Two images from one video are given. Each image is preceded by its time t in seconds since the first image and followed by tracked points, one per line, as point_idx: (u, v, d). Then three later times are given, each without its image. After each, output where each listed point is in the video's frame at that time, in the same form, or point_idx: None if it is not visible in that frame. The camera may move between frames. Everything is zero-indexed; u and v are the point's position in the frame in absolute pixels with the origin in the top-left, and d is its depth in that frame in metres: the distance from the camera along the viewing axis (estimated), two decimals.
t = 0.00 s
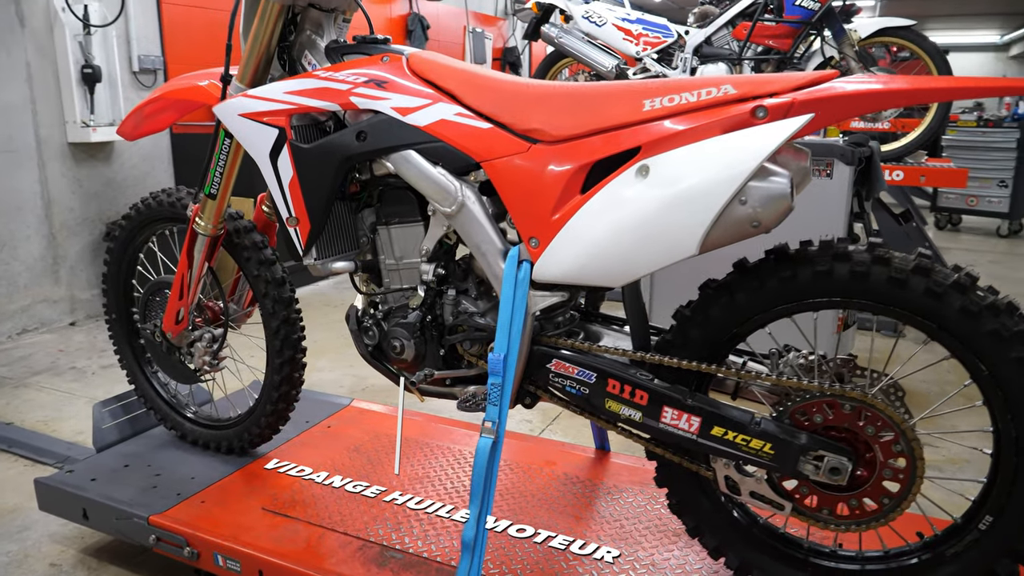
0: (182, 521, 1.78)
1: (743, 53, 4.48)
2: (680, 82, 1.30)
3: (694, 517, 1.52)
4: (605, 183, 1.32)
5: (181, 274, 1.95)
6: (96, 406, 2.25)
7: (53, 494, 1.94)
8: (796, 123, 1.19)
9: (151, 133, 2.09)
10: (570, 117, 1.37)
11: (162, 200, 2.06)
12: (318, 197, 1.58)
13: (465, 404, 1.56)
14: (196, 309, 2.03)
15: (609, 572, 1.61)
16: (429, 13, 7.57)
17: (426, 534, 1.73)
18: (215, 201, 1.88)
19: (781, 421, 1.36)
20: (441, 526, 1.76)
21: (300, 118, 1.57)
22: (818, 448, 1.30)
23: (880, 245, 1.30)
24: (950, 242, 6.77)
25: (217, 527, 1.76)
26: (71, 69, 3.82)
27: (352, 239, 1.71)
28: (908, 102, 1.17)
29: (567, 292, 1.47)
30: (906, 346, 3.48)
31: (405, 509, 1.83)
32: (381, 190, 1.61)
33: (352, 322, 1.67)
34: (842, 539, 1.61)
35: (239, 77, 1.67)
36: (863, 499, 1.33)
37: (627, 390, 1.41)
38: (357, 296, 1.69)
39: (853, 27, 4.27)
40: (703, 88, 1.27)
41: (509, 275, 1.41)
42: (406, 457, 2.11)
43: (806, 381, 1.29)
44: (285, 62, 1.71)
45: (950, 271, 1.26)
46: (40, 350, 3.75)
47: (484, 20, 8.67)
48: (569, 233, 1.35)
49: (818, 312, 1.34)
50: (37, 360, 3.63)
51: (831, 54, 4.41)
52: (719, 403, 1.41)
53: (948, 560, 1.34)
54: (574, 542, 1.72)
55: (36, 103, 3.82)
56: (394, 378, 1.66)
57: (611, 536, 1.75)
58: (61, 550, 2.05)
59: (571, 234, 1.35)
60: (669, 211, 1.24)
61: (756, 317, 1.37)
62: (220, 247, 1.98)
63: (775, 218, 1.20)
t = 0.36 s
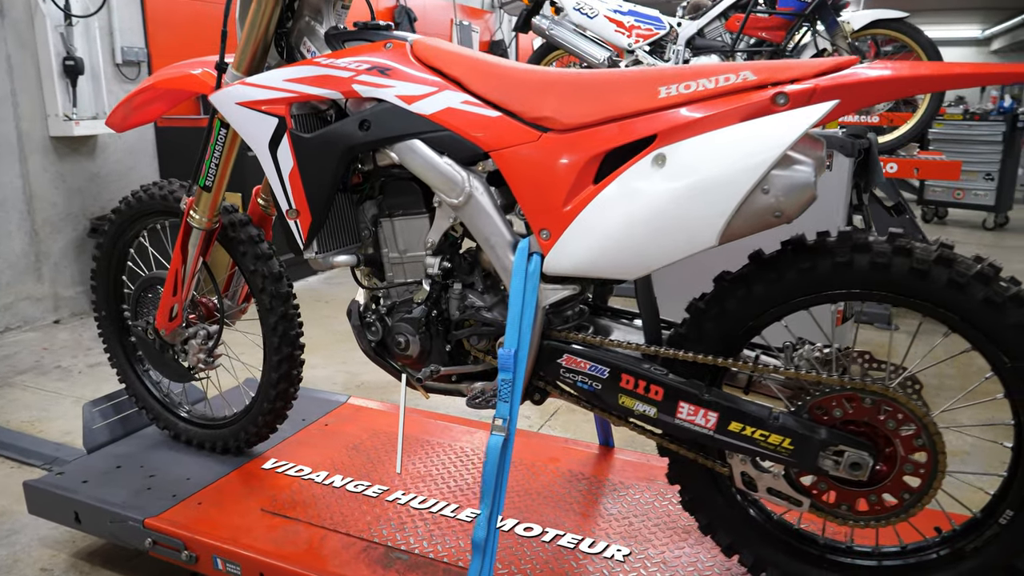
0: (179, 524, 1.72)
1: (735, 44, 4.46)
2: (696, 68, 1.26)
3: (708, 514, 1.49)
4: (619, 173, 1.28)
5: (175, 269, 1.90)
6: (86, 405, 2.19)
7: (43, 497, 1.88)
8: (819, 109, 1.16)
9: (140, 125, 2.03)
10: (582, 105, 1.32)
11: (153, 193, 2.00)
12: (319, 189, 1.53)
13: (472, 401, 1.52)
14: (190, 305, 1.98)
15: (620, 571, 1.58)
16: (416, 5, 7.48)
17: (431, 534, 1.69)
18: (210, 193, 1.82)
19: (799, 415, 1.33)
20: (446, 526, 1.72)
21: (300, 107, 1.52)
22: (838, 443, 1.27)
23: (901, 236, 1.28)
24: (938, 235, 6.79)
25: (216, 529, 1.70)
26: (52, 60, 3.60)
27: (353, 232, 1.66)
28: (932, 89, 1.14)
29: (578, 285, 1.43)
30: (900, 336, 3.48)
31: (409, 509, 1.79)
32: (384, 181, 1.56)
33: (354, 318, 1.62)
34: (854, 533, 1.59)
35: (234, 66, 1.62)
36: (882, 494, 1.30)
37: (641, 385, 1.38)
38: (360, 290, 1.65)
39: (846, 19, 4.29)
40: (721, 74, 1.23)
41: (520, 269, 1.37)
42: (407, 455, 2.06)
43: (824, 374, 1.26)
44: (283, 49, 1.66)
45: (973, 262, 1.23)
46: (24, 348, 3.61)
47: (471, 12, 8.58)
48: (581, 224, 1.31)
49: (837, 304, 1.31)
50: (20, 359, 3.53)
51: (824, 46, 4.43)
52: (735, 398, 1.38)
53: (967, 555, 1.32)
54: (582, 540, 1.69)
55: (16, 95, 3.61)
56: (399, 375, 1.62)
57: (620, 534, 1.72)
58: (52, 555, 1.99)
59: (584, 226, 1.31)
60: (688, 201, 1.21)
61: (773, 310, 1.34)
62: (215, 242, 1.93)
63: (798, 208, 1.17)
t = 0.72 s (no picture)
0: (181, 527, 1.67)
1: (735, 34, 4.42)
2: (721, 53, 1.21)
3: (729, 512, 1.45)
4: (641, 161, 1.23)
5: (173, 263, 1.83)
6: (80, 404, 2.12)
7: (38, 499, 1.82)
8: (851, 94, 1.11)
9: (134, 115, 1.97)
10: (601, 90, 1.27)
11: (150, 185, 1.94)
12: (326, 179, 1.47)
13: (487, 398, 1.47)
14: (188, 300, 1.92)
15: (637, 570, 1.54)
16: None
17: (442, 534, 1.65)
18: (210, 184, 1.76)
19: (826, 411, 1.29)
20: (457, 526, 1.68)
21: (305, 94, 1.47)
22: (868, 439, 1.24)
23: (931, 226, 1.24)
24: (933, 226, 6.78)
25: (220, 532, 1.65)
26: (38, 51, 3.47)
27: (360, 224, 1.60)
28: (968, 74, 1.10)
29: (596, 277, 1.38)
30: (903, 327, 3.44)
31: (418, 510, 1.74)
32: (393, 172, 1.51)
33: (362, 313, 1.57)
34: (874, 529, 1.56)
35: (235, 51, 1.57)
36: (911, 491, 1.27)
37: (663, 380, 1.34)
38: (367, 284, 1.59)
39: (846, 8, 4.24)
40: (748, 58, 1.18)
41: (537, 261, 1.32)
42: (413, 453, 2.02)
43: (853, 368, 1.22)
44: (285, 34, 1.62)
45: (1006, 252, 1.20)
46: (13, 345, 3.53)
47: (464, 3, 8.51)
48: (602, 215, 1.27)
49: (866, 296, 1.27)
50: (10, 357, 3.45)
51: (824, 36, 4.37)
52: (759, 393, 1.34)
53: (997, 552, 1.29)
54: (597, 540, 1.65)
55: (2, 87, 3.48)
56: (407, 371, 1.57)
57: (635, 532, 1.68)
58: (48, 558, 1.93)
59: (604, 216, 1.26)
60: (715, 191, 1.16)
61: (799, 303, 1.30)
62: (215, 235, 1.87)
63: (831, 196, 1.13)
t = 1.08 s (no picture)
0: (184, 531, 1.60)
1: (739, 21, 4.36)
2: (755, 33, 1.14)
3: (756, 513, 1.40)
4: (671, 147, 1.17)
5: (173, 256, 1.77)
6: (76, 403, 2.05)
7: (34, 502, 1.75)
8: (897, 76, 1.05)
9: (129, 102, 1.89)
10: (627, 73, 1.20)
11: (147, 176, 1.87)
12: (335, 167, 1.41)
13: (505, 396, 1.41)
14: (188, 295, 1.85)
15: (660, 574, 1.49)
16: None
17: (456, 537, 1.59)
18: (211, 174, 1.70)
19: (863, 408, 1.24)
20: (471, 528, 1.62)
21: (312, 79, 1.40)
22: (908, 439, 1.18)
23: (976, 214, 1.18)
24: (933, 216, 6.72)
25: (225, 536, 1.59)
26: (29, 39, 3.35)
27: (369, 215, 1.53)
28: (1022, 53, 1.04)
29: (620, 269, 1.32)
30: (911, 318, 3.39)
31: (430, 511, 1.68)
32: (405, 160, 1.44)
33: (373, 308, 1.50)
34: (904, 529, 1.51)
35: (239, 34, 1.50)
36: (952, 492, 1.21)
37: (691, 377, 1.28)
38: (377, 278, 1.53)
39: None
40: (785, 38, 1.12)
41: (560, 253, 1.26)
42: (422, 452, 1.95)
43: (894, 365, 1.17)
44: (290, 16, 1.54)
45: None
46: (5, 341, 3.44)
47: None
48: (628, 204, 1.20)
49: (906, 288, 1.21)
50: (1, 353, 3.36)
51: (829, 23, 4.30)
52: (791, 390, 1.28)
53: None
54: (617, 543, 1.59)
55: None
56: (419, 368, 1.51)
57: (655, 534, 1.62)
58: (45, 562, 1.86)
59: (631, 205, 1.20)
60: (752, 178, 1.10)
61: (835, 296, 1.24)
62: (216, 227, 1.80)
63: (876, 183, 1.07)
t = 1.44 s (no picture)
0: (182, 537, 1.55)
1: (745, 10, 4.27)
2: (783, 17, 1.08)
3: (778, 518, 1.35)
4: (694, 139, 1.11)
5: (170, 252, 1.71)
6: (70, 403, 1.99)
7: (27, 507, 1.70)
8: (935, 63, 1.00)
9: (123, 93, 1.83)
10: (647, 60, 1.14)
11: (142, 170, 1.80)
12: (338, 160, 1.35)
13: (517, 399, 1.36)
14: (185, 293, 1.80)
15: None
16: None
17: (464, 544, 1.54)
18: (209, 167, 1.63)
19: (893, 411, 1.18)
20: (480, 534, 1.57)
21: (313, 68, 1.34)
22: (941, 444, 1.13)
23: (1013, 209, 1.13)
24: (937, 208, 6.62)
25: (225, 543, 1.54)
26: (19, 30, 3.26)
27: (373, 210, 1.48)
28: None
29: (638, 266, 1.26)
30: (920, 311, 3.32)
31: (437, 516, 1.63)
32: (411, 152, 1.38)
33: (378, 307, 1.45)
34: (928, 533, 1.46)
35: (237, 21, 1.45)
36: (984, 498, 1.17)
37: (712, 379, 1.22)
38: (382, 275, 1.47)
39: None
40: (815, 23, 1.06)
41: (575, 250, 1.20)
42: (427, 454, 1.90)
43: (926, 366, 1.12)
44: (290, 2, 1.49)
45: None
46: None
47: None
48: (648, 198, 1.14)
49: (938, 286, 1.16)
50: None
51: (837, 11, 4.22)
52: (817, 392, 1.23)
53: None
54: (631, 549, 1.54)
55: None
56: (426, 368, 1.45)
57: (670, 538, 1.57)
58: (39, 568, 1.81)
59: (651, 199, 1.14)
60: (780, 171, 1.05)
61: (863, 294, 1.19)
62: (213, 222, 1.74)
63: (914, 176, 1.02)
